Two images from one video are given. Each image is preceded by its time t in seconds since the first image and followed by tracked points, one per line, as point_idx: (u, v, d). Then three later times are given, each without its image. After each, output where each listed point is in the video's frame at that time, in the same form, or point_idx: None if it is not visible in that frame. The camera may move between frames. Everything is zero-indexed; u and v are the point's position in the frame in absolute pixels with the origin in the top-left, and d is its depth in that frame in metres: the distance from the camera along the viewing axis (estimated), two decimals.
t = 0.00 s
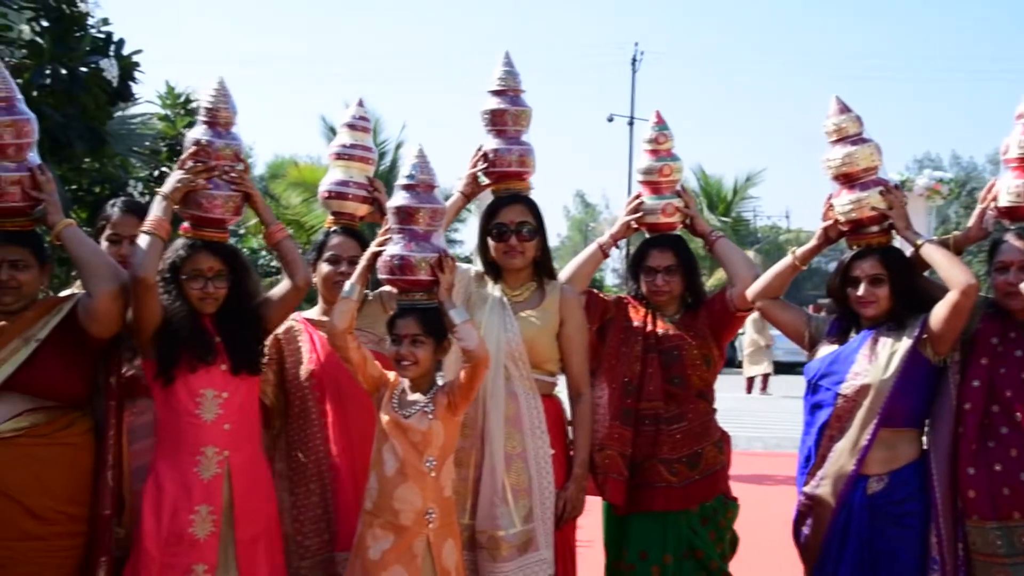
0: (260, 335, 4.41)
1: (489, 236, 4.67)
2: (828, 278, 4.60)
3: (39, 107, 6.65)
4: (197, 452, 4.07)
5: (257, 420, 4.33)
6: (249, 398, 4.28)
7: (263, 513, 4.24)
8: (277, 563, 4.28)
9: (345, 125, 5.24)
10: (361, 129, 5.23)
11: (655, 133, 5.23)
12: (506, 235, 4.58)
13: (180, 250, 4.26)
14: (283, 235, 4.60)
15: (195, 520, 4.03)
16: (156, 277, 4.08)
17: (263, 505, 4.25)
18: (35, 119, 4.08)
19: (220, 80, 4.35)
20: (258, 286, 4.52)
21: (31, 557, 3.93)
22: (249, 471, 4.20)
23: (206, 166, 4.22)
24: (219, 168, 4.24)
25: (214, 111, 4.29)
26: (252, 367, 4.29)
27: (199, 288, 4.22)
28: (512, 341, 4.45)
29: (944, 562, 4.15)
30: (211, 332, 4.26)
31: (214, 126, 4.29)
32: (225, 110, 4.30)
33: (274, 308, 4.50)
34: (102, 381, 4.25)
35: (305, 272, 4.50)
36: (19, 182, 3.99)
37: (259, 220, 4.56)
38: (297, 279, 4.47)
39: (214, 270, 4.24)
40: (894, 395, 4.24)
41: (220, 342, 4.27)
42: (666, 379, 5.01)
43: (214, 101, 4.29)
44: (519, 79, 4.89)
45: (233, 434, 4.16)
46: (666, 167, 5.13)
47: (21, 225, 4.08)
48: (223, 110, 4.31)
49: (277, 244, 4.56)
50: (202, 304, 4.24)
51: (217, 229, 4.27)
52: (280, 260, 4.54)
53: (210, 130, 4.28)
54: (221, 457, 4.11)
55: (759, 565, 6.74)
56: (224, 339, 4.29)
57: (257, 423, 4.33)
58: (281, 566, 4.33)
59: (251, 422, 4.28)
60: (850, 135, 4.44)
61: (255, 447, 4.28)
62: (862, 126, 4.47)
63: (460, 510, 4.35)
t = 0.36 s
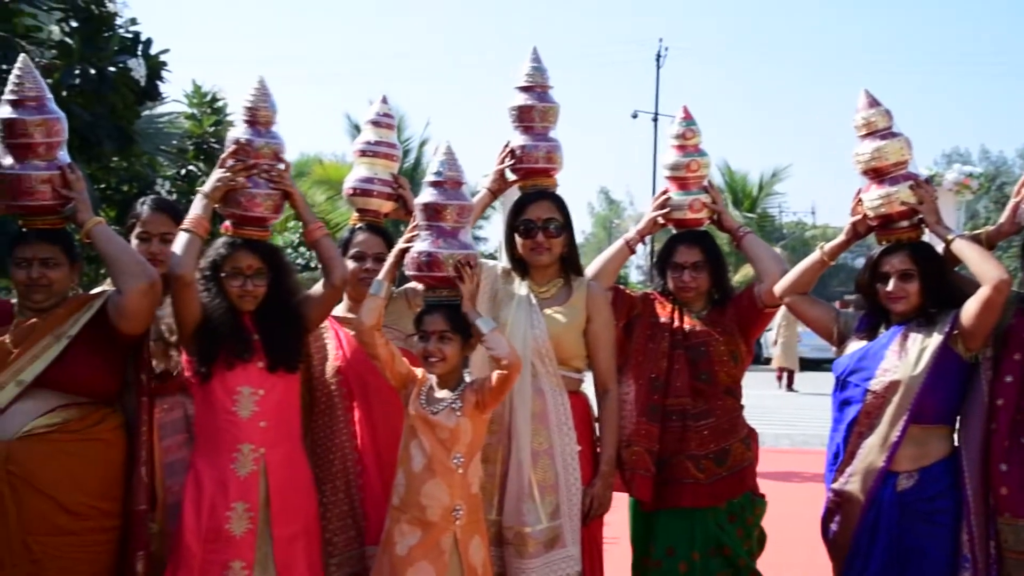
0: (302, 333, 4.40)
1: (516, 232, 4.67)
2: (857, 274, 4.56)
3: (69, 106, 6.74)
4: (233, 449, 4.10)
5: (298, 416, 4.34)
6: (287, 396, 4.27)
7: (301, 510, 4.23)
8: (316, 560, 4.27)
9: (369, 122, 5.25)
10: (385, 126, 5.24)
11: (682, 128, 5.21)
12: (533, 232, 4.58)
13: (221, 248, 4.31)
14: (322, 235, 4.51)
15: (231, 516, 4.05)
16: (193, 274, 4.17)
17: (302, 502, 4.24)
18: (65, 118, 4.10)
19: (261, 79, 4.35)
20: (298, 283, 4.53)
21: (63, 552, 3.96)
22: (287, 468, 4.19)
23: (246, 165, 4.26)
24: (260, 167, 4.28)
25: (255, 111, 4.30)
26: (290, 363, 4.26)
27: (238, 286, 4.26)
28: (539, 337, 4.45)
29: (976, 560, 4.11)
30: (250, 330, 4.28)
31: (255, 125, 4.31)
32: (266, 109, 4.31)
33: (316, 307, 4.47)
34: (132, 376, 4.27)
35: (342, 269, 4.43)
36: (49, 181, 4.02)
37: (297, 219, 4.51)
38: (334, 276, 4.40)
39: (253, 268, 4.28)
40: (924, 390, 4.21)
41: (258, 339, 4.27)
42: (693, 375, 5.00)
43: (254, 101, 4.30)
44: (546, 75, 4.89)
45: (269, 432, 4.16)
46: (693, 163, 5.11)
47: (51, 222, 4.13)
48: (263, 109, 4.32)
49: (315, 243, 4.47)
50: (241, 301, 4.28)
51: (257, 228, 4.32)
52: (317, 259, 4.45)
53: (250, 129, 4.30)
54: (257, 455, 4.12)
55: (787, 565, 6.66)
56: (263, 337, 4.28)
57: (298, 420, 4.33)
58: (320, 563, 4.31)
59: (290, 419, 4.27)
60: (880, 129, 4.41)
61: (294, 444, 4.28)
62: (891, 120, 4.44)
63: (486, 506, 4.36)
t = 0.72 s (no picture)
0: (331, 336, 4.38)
1: (539, 230, 4.67)
2: (883, 271, 4.50)
3: (95, 105, 6.80)
4: (262, 450, 4.11)
5: (328, 419, 4.34)
6: (318, 396, 4.29)
7: (329, 511, 4.21)
8: (347, 561, 4.25)
9: (391, 120, 5.24)
10: (407, 124, 5.22)
11: (707, 125, 5.18)
12: (556, 229, 4.57)
13: (255, 250, 4.35)
14: (348, 238, 4.45)
15: (260, 516, 4.07)
16: (225, 275, 4.25)
17: (331, 503, 4.23)
18: (91, 117, 4.11)
19: (293, 82, 4.36)
20: (331, 287, 4.53)
21: (91, 548, 3.99)
22: (317, 468, 4.20)
23: (278, 167, 4.29)
24: (292, 169, 4.30)
25: (287, 115, 4.33)
26: (320, 365, 4.27)
27: (271, 288, 4.28)
28: (563, 335, 4.45)
29: (1005, 559, 4.08)
30: (282, 331, 4.29)
31: (288, 129, 4.34)
32: (299, 113, 4.34)
33: (338, 312, 4.43)
34: (157, 372, 4.28)
35: (361, 274, 4.39)
36: (75, 179, 4.04)
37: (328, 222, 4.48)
38: (352, 281, 4.38)
39: (285, 271, 4.29)
40: (951, 390, 4.17)
41: (288, 341, 4.27)
42: (717, 373, 4.98)
43: (287, 105, 4.33)
44: (569, 73, 4.88)
45: (298, 432, 4.17)
46: (718, 160, 5.08)
47: (77, 220, 4.16)
48: (295, 112, 4.35)
49: (339, 245, 4.41)
50: (273, 303, 4.30)
51: (291, 230, 4.33)
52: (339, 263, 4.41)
53: (283, 132, 4.34)
54: (286, 455, 4.13)
55: (813, 564, 6.61)
56: (294, 339, 4.28)
57: (330, 420, 4.33)
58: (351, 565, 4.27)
59: (320, 420, 4.27)
60: (906, 125, 4.37)
61: (325, 444, 4.27)
62: (918, 116, 4.40)
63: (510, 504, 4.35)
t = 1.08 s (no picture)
0: (358, 335, 4.37)
1: (564, 228, 4.66)
2: (911, 268, 4.47)
3: (122, 104, 6.88)
4: (288, 448, 4.13)
5: (356, 416, 4.33)
6: (344, 395, 4.29)
7: (355, 511, 4.20)
8: (373, 561, 4.24)
9: (415, 117, 5.26)
10: (431, 121, 5.23)
11: (733, 122, 5.15)
12: (581, 227, 4.56)
13: (284, 251, 4.36)
14: (376, 236, 4.45)
15: (285, 514, 4.08)
16: (249, 275, 4.27)
17: (358, 503, 4.22)
18: (119, 115, 4.14)
19: (319, 81, 4.39)
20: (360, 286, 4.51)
21: (121, 543, 4.01)
22: (342, 467, 4.19)
23: (304, 167, 4.31)
24: (317, 168, 4.31)
25: (312, 115, 4.35)
26: (346, 363, 4.28)
27: (300, 288, 4.29)
28: (588, 333, 4.44)
29: None
30: (310, 330, 4.31)
31: (313, 128, 4.36)
32: (324, 113, 4.36)
33: (366, 312, 4.43)
34: (184, 370, 4.31)
35: (389, 272, 4.40)
36: (105, 177, 4.08)
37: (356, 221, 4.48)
38: (380, 279, 4.40)
39: (314, 270, 4.30)
40: (981, 388, 4.14)
41: (316, 339, 4.29)
42: (743, 371, 4.96)
43: (312, 105, 4.35)
44: (594, 70, 4.87)
45: (323, 431, 4.17)
46: (744, 157, 5.05)
47: (106, 219, 4.18)
48: (321, 112, 4.36)
49: (367, 243, 4.41)
50: (302, 303, 4.32)
51: (319, 229, 4.34)
52: (368, 261, 4.42)
53: (310, 132, 4.35)
54: (311, 454, 4.13)
55: (841, 564, 6.56)
56: (321, 336, 4.30)
57: (357, 418, 4.32)
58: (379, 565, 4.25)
59: (346, 419, 4.26)
60: (937, 121, 4.34)
61: (352, 443, 4.27)
62: (949, 111, 4.36)
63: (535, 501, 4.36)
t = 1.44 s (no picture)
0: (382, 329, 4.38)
1: (589, 221, 4.66)
2: (940, 262, 4.43)
3: (148, 99, 6.93)
4: (313, 441, 4.15)
5: (381, 409, 4.33)
6: (369, 389, 4.28)
7: (380, 504, 4.21)
8: (397, 555, 4.22)
9: (439, 110, 5.25)
10: (454, 114, 5.24)
11: (758, 114, 5.13)
12: (605, 220, 4.56)
13: (308, 245, 4.40)
14: (405, 230, 4.48)
15: (309, 507, 4.10)
16: (270, 269, 4.29)
17: (381, 496, 4.21)
18: (146, 110, 4.16)
19: (342, 76, 4.37)
20: (384, 281, 4.53)
21: (150, 534, 4.05)
22: (366, 461, 4.20)
23: (328, 162, 4.31)
24: (341, 163, 4.31)
25: (337, 109, 4.34)
26: (371, 357, 4.28)
27: (323, 282, 4.30)
28: (612, 326, 4.43)
29: None
30: (334, 323, 4.33)
31: (338, 123, 4.35)
32: (348, 107, 4.35)
33: (398, 303, 4.45)
34: (211, 363, 4.34)
35: (421, 266, 4.41)
36: (132, 172, 4.09)
37: (383, 215, 4.50)
38: (413, 273, 4.40)
39: (337, 265, 4.31)
40: (1012, 381, 4.11)
41: (341, 332, 4.31)
42: (769, 365, 4.93)
43: (337, 100, 4.34)
44: (619, 63, 4.86)
45: (348, 424, 4.18)
46: (769, 150, 5.03)
47: (133, 212, 4.20)
48: (345, 107, 4.36)
49: (397, 238, 4.45)
50: (326, 296, 4.33)
51: (343, 224, 4.36)
52: (398, 255, 4.45)
53: (335, 127, 4.34)
54: (335, 447, 4.15)
55: (868, 560, 6.52)
56: (346, 330, 4.31)
57: (382, 411, 4.32)
58: (403, 559, 4.26)
59: (370, 412, 4.26)
60: (965, 112, 4.31)
61: (376, 436, 4.27)
62: (977, 102, 4.33)
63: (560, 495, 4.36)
